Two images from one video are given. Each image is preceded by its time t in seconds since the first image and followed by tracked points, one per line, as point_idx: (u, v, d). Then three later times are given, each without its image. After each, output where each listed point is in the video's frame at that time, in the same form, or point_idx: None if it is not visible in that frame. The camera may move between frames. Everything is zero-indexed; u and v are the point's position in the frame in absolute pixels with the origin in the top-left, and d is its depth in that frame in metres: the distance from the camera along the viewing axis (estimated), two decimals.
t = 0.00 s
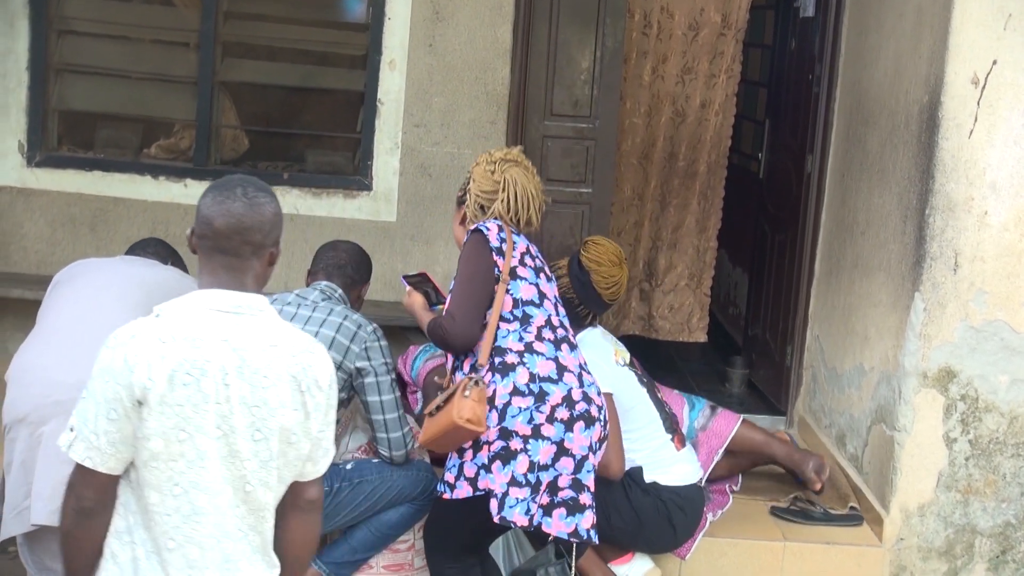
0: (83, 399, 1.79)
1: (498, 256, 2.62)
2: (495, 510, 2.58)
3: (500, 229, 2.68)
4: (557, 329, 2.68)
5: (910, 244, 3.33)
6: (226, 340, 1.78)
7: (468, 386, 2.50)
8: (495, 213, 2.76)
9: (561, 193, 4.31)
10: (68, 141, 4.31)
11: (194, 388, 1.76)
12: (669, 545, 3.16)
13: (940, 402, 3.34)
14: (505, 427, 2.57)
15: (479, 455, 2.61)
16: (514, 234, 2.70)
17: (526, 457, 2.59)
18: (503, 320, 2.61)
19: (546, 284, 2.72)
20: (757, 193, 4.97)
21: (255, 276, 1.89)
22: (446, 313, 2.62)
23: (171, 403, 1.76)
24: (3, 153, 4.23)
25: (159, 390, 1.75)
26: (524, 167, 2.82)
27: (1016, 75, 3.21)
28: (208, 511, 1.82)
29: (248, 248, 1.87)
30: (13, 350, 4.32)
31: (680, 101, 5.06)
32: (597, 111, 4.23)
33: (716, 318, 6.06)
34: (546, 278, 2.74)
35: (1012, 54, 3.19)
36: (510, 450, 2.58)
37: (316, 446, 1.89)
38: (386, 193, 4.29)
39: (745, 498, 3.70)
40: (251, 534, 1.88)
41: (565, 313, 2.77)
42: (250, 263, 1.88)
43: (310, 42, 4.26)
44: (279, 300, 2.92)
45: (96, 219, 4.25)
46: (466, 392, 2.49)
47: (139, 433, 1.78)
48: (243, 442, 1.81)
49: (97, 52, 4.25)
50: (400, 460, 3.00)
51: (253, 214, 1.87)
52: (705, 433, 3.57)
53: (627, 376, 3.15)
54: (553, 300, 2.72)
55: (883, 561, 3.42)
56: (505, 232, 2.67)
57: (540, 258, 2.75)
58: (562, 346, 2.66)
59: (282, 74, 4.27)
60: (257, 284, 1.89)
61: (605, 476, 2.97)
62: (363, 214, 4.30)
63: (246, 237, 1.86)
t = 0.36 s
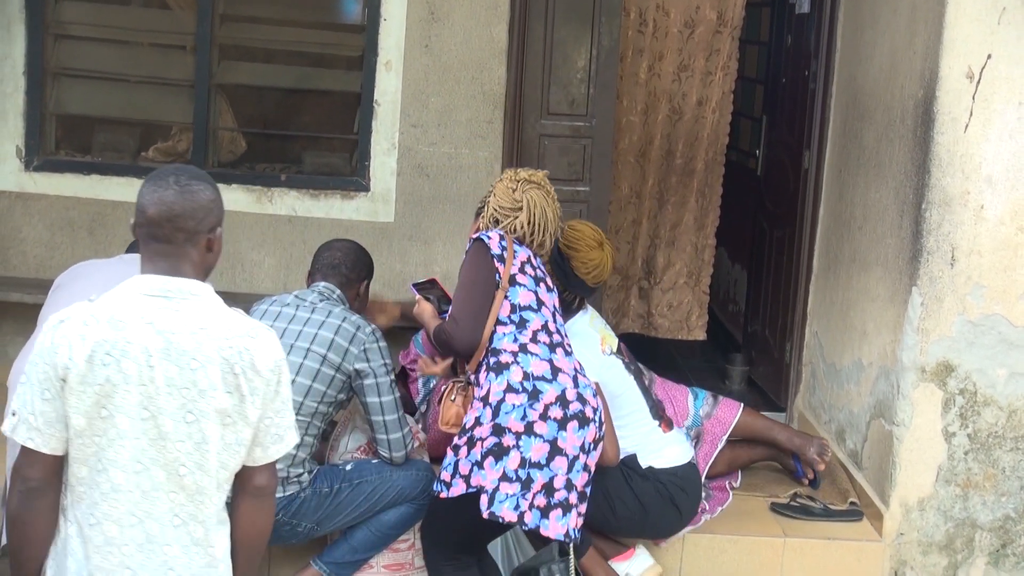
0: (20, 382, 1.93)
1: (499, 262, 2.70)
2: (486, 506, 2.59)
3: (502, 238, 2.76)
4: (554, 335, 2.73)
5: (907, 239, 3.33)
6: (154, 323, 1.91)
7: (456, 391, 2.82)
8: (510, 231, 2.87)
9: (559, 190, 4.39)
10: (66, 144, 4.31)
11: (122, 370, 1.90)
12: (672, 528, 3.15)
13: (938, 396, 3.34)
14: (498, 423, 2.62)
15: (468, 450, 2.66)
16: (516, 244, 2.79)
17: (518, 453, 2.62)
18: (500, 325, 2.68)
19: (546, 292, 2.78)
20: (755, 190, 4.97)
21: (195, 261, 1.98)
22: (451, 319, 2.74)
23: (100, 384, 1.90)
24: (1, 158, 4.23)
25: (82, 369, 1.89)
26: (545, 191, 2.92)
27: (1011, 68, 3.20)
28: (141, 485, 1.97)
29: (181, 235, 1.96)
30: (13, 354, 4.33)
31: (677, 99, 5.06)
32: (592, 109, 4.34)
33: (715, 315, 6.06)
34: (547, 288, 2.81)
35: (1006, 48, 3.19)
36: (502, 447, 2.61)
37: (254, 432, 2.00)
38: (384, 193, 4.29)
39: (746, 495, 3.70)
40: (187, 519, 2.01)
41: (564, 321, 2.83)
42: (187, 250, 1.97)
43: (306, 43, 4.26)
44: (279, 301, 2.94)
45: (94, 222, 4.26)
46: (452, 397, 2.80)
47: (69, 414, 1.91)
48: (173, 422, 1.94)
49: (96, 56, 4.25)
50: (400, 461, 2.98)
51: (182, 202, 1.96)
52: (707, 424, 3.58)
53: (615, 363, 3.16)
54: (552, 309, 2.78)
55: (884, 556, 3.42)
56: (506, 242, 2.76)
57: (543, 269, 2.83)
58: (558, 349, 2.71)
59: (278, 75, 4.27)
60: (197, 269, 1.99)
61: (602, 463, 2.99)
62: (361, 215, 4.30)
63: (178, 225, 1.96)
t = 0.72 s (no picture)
0: None
1: (499, 214, 2.63)
2: (504, 461, 2.60)
3: (503, 184, 2.67)
4: (558, 283, 2.68)
5: (917, 232, 3.33)
6: (62, 305, 1.82)
7: (471, 351, 2.70)
8: (519, 169, 2.71)
9: (568, 183, 4.37)
10: (77, 138, 4.33)
11: (29, 350, 1.82)
12: (683, 534, 3.22)
13: (948, 389, 3.33)
14: (509, 377, 2.59)
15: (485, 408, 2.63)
16: (518, 188, 2.69)
17: (531, 405, 2.60)
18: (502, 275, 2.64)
19: (551, 238, 2.71)
20: (765, 184, 4.96)
21: (126, 249, 1.89)
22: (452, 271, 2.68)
23: (11, 363, 1.83)
24: (12, 151, 4.25)
25: None
26: (555, 127, 2.76)
27: (1021, 61, 3.19)
28: (59, 475, 1.86)
29: (103, 219, 1.87)
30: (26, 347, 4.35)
31: (686, 92, 5.05)
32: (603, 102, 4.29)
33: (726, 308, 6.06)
34: (552, 232, 2.72)
35: (1016, 40, 3.18)
36: (515, 400, 2.59)
37: (175, 420, 1.86)
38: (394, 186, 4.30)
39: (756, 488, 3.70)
40: (109, 506, 1.87)
41: (570, 265, 2.76)
42: (112, 235, 1.87)
43: (314, 36, 4.26)
44: (286, 294, 2.96)
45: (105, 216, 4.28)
46: (467, 359, 2.70)
47: None
48: (82, 408, 1.83)
49: (104, 49, 4.26)
50: (409, 454, 3.00)
51: (104, 184, 1.88)
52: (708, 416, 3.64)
53: (646, 365, 3.17)
54: (557, 255, 2.71)
55: (894, 549, 3.42)
56: (508, 188, 2.67)
57: (548, 212, 2.74)
58: (561, 297, 2.67)
59: (287, 68, 4.27)
60: (129, 259, 1.89)
61: (627, 465, 3.04)
62: (370, 208, 4.31)
63: (99, 208, 1.87)
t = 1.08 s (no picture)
0: None
1: (537, 202, 2.42)
2: (553, 460, 2.46)
3: (541, 164, 2.44)
4: (600, 270, 2.51)
5: (968, 229, 3.30)
6: (13, 285, 1.83)
7: (514, 338, 2.50)
8: (563, 119, 2.48)
9: (615, 179, 4.38)
10: (127, 133, 4.39)
11: None
12: (732, 532, 3.25)
13: (1000, 387, 3.30)
14: (556, 377, 2.46)
15: (536, 409, 2.48)
16: (558, 164, 2.46)
17: (580, 406, 2.47)
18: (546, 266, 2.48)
19: (591, 216, 2.51)
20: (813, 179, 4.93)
21: (82, 233, 1.89)
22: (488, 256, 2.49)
23: None
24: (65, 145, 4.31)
25: None
26: (592, 65, 2.51)
27: None
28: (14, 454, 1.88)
29: (55, 204, 1.87)
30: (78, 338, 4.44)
31: (734, 86, 5.02)
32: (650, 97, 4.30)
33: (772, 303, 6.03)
34: (593, 209, 2.52)
35: None
36: (563, 401, 2.46)
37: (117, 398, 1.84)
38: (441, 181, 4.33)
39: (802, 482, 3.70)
40: (55, 486, 1.88)
41: (613, 241, 2.57)
42: (64, 220, 1.88)
43: (363, 31, 4.30)
44: (332, 288, 2.99)
45: (155, 210, 4.35)
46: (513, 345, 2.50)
47: None
48: (28, 388, 1.84)
49: (157, 45, 4.33)
50: (454, 448, 3.02)
51: (53, 169, 1.88)
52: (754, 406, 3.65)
53: (707, 360, 3.15)
54: (598, 236, 2.52)
55: (943, 548, 3.39)
56: (546, 168, 2.44)
57: (589, 183, 2.52)
58: (606, 288, 2.52)
59: (335, 63, 4.32)
60: (84, 242, 1.89)
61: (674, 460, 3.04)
62: (418, 202, 4.34)
63: (50, 193, 1.87)
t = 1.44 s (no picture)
0: None
1: (531, 208, 2.49)
2: (543, 455, 2.56)
3: (539, 169, 2.49)
4: (593, 271, 2.57)
5: (975, 227, 3.37)
6: None
7: (508, 334, 2.63)
8: (570, 99, 2.54)
9: (628, 177, 4.47)
10: (154, 131, 4.52)
11: None
12: (739, 525, 3.32)
13: (1005, 382, 3.36)
14: (548, 375, 2.54)
15: (524, 407, 2.58)
16: (557, 167, 2.50)
17: (571, 404, 2.56)
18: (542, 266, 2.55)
19: (588, 219, 2.55)
20: (825, 178, 4.99)
21: (56, 234, 1.89)
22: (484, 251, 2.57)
23: None
24: (94, 144, 4.43)
25: None
26: (592, 45, 2.58)
27: None
28: None
29: (24, 207, 1.88)
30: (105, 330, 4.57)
31: (746, 87, 5.09)
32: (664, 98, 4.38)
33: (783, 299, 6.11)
34: (591, 210, 2.55)
35: None
36: (553, 399, 2.55)
37: (72, 402, 1.83)
38: (459, 178, 4.43)
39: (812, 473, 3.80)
40: (15, 485, 1.88)
41: (610, 240, 2.61)
42: (35, 222, 1.88)
43: (384, 32, 4.41)
44: (353, 282, 3.09)
45: (181, 206, 4.47)
46: (507, 341, 2.63)
47: None
48: None
49: (183, 46, 4.45)
50: (469, 439, 3.11)
51: (21, 172, 1.88)
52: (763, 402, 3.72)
53: (716, 358, 3.22)
54: (595, 237, 2.56)
55: (948, 540, 3.46)
56: (543, 174, 2.49)
57: (589, 184, 2.55)
58: (599, 289, 2.58)
59: (356, 64, 4.42)
60: (59, 244, 1.90)
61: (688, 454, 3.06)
62: (436, 200, 4.45)
63: (19, 195, 1.88)
